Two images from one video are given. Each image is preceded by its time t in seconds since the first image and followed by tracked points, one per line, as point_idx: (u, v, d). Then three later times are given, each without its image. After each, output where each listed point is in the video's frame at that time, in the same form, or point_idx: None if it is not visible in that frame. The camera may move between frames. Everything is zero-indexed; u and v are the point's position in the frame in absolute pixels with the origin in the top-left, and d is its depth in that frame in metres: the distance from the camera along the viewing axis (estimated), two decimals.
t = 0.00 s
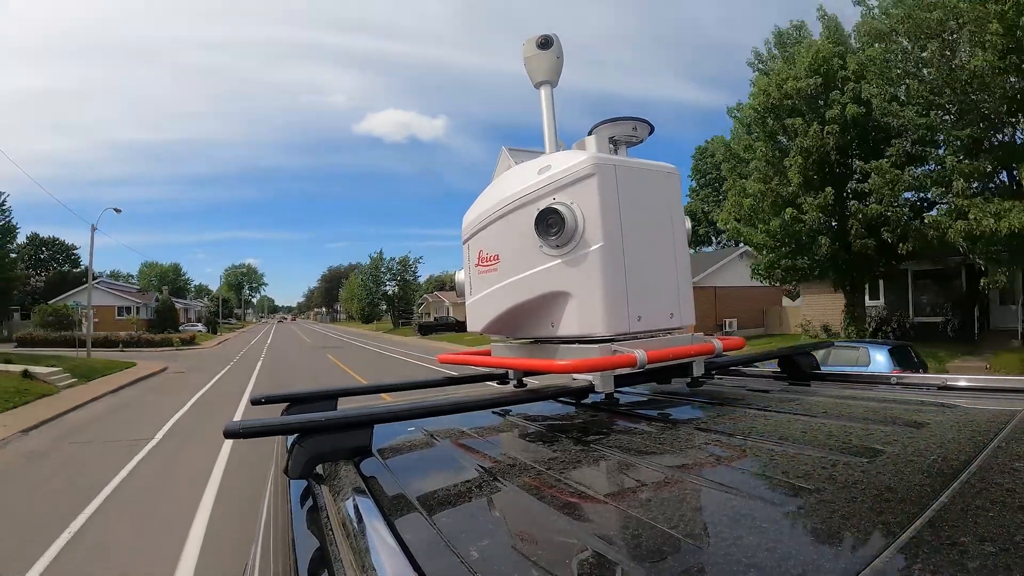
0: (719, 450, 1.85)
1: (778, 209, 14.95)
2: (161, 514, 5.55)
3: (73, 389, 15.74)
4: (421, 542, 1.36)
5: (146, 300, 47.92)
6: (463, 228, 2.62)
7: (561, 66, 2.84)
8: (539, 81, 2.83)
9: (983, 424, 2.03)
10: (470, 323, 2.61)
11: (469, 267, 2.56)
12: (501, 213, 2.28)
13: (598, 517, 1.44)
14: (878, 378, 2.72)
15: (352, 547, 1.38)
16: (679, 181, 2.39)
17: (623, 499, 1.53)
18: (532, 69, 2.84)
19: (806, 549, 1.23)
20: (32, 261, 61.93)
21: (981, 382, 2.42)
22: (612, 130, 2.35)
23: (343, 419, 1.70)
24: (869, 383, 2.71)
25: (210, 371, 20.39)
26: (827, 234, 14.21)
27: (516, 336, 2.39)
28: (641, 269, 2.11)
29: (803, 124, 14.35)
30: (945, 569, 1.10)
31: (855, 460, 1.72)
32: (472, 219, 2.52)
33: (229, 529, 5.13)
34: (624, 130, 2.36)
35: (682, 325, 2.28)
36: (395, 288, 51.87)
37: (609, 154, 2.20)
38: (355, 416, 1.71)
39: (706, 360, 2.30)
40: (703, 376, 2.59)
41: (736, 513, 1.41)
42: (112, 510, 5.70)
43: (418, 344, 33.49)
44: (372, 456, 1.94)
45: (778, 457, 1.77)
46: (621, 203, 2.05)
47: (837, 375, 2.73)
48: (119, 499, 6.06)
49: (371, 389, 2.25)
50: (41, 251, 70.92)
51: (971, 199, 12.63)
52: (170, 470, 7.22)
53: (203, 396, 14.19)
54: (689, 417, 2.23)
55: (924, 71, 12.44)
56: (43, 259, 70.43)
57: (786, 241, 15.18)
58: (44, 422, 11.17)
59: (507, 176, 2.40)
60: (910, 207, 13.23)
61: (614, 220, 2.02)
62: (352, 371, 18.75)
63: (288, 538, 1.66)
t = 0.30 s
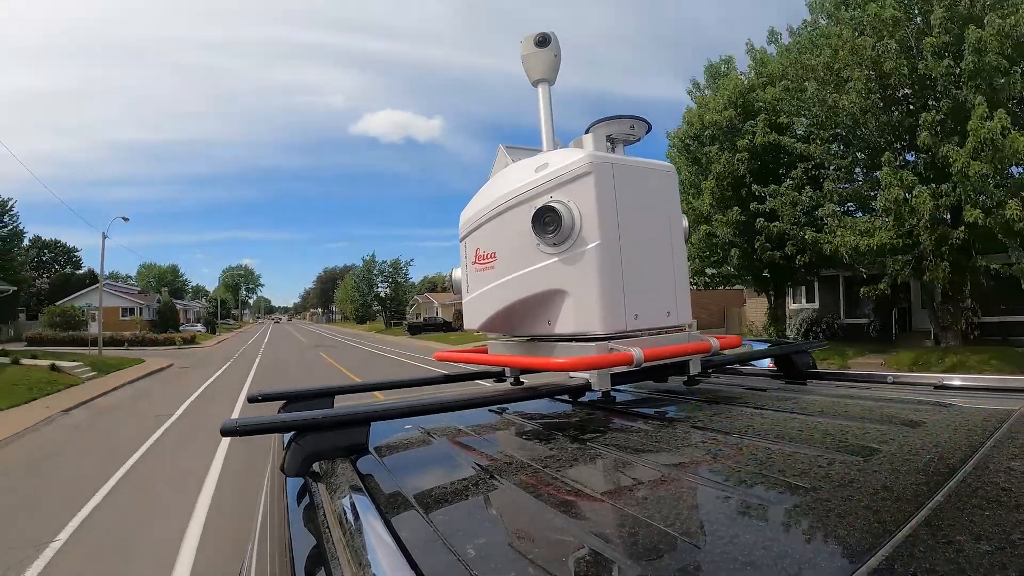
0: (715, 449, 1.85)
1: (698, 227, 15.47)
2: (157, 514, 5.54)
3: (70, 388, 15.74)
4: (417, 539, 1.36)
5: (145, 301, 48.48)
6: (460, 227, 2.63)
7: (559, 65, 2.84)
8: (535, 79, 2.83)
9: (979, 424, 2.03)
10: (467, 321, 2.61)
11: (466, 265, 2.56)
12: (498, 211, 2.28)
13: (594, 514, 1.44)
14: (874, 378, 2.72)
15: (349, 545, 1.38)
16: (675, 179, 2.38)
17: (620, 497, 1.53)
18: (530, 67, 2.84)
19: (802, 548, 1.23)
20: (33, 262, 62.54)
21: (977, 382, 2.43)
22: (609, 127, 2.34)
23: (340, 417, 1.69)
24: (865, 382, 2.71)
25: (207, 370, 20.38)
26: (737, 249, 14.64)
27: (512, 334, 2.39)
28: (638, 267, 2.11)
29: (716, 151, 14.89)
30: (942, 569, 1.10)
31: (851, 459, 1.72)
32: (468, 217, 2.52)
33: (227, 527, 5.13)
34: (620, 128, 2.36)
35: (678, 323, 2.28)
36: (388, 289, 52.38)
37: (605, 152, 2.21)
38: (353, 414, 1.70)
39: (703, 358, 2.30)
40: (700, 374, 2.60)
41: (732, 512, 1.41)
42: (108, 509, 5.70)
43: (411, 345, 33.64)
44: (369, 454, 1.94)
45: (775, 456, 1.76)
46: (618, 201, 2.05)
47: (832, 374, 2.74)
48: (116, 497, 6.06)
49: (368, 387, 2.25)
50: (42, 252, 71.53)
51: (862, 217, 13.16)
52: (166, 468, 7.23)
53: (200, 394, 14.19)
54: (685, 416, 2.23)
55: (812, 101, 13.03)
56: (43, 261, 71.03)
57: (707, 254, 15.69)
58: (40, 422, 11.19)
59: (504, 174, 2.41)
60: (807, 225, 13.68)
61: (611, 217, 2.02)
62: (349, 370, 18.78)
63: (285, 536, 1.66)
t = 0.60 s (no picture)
0: (712, 450, 1.85)
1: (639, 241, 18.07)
2: (155, 513, 5.55)
3: (67, 390, 15.76)
4: (415, 540, 1.36)
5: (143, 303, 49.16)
6: (457, 228, 2.63)
7: (556, 65, 2.84)
8: (533, 80, 2.84)
9: (975, 423, 2.03)
10: (463, 322, 2.62)
11: (463, 266, 2.57)
12: (495, 213, 2.28)
13: (592, 515, 1.44)
14: (871, 379, 2.72)
15: (346, 546, 1.38)
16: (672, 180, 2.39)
17: (618, 498, 1.53)
18: (527, 68, 2.85)
19: (799, 548, 1.23)
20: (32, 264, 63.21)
21: (974, 382, 2.43)
22: (607, 129, 2.34)
23: (337, 418, 1.69)
24: (862, 382, 2.72)
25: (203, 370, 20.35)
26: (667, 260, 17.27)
27: (510, 335, 2.39)
28: (635, 269, 2.11)
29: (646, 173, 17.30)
30: (940, 569, 1.10)
31: (849, 460, 1.72)
32: (465, 219, 2.52)
33: (224, 526, 5.14)
34: (618, 129, 2.36)
35: (676, 324, 2.28)
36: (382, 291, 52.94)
37: (602, 153, 2.21)
38: (350, 416, 1.70)
39: (700, 359, 2.30)
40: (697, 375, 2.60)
41: (730, 513, 1.41)
42: (106, 508, 5.70)
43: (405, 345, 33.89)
44: (366, 455, 1.94)
45: (772, 457, 1.77)
46: (615, 202, 2.05)
47: (830, 375, 2.74)
48: (112, 497, 6.06)
49: (365, 388, 2.25)
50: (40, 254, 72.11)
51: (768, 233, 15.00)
52: (163, 467, 7.23)
53: (196, 395, 14.17)
54: (683, 417, 2.24)
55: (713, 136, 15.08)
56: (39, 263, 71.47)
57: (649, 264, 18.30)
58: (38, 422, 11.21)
59: (502, 175, 2.41)
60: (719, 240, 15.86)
61: (609, 218, 2.03)
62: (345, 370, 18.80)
63: (283, 538, 1.66)
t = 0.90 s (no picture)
0: (710, 451, 1.85)
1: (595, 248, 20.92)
2: (151, 513, 5.57)
3: (63, 395, 15.79)
4: (412, 542, 1.36)
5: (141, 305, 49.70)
6: (454, 229, 2.63)
7: (553, 67, 2.84)
8: (531, 81, 2.84)
9: (974, 424, 2.04)
10: (460, 324, 2.61)
11: (460, 267, 2.56)
12: (492, 214, 2.28)
13: (589, 517, 1.44)
14: (869, 379, 2.72)
15: (344, 548, 1.37)
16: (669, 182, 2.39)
17: (614, 500, 1.53)
18: (524, 70, 2.85)
19: (797, 549, 1.23)
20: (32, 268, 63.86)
21: (971, 384, 2.44)
22: (604, 130, 2.34)
23: (335, 420, 1.69)
24: (860, 383, 2.72)
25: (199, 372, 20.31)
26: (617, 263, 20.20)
27: (507, 337, 2.39)
28: (632, 269, 2.11)
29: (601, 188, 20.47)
30: (936, 568, 1.11)
31: (846, 460, 1.73)
32: (462, 220, 2.52)
33: (221, 526, 5.17)
34: (615, 131, 2.36)
35: (673, 326, 2.28)
36: (375, 292, 54.16)
37: (599, 155, 2.21)
38: (347, 418, 1.70)
39: (698, 360, 2.30)
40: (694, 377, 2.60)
41: (727, 514, 1.41)
42: (103, 510, 5.72)
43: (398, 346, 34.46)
44: (362, 457, 1.94)
45: (769, 457, 1.77)
46: (612, 203, 2.05)
47: (827, 377, 2.74)
48: (107, 500, 6.04)
49: (362, 389, 2.25)
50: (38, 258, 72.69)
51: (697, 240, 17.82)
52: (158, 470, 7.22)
53: (192, 398, 14.16)
54: (681, 418, 2.23)
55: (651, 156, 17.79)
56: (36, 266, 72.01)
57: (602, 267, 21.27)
58: (35, 426, 11.27)
59: (498, 177, 2.41)
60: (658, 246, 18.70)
61: (605, 220, 2.03)
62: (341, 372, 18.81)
63: (279, 539, 1.65)
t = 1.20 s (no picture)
0: (708, 452, 1.85)
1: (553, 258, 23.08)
2: (149, 518, 5.61)
3: (63, 393, 15.87)
4: (409, 544, 1.36)
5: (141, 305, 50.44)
6: (451, 230, 2.63)
7: (551, 68, 2.84)
8: (528, 82, 2.84)
9: (972, 423, 2.05)
10: (458, 324, 2.62)
11: (457, 267, 2.56)
12: (490, 215, 2.29)
13: (587, 517, 1.44)
14: (865, 380, 2.73)
15: (342, 549, 1.37)
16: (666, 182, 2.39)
17: (612, 501, 1.53)
18: (521, 71, 2.85)
19: (795, 550, 1.23)
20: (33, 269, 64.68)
21: (968, 384, 2.45)
22: (601, 132, 2.34)
23: (333, 421, 1.69)
24: (856, 383, 2.73)
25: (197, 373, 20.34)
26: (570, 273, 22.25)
27: (504, 338, 2.39)
28: (629, 270, 2.11)
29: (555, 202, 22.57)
30: (933, 567, 1.11)
31: (841, 460, 1.73)
32: (460, 222, 2.53)
33: (218, 531, 5.21)
34: (612, 132, 2.36)
35: (671, 325, 2.28)
36: (370, 293, 55.45)
37: (597, 156, 2.21)
38: (345, 418, 1.70)
39: (696, 361, 2.31)
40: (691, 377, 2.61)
41: (724, 514, 1.42)
42: (101, 514, 5.76)
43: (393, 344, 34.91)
44: (360, 458, 1.94)
45: (766, 457, 1.78)
46: (609, 205, 2.06)
47: (824, 377, 2.74)
48: (105, 505, 6.06)
49: (360, 391, 2.25)
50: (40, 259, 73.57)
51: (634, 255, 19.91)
52: (155, 474, 7.24)
53: (190, 398, 14.19)
54: (679, 419, 2.24)
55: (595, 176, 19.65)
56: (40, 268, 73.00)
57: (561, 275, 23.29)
58: (34, 426, 11.36)
59: (495, 178, 2.42)
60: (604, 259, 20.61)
61: (603, 221, 2.03)
62: (338, 372, 18.88)
63: (276, 541, 1.65)
